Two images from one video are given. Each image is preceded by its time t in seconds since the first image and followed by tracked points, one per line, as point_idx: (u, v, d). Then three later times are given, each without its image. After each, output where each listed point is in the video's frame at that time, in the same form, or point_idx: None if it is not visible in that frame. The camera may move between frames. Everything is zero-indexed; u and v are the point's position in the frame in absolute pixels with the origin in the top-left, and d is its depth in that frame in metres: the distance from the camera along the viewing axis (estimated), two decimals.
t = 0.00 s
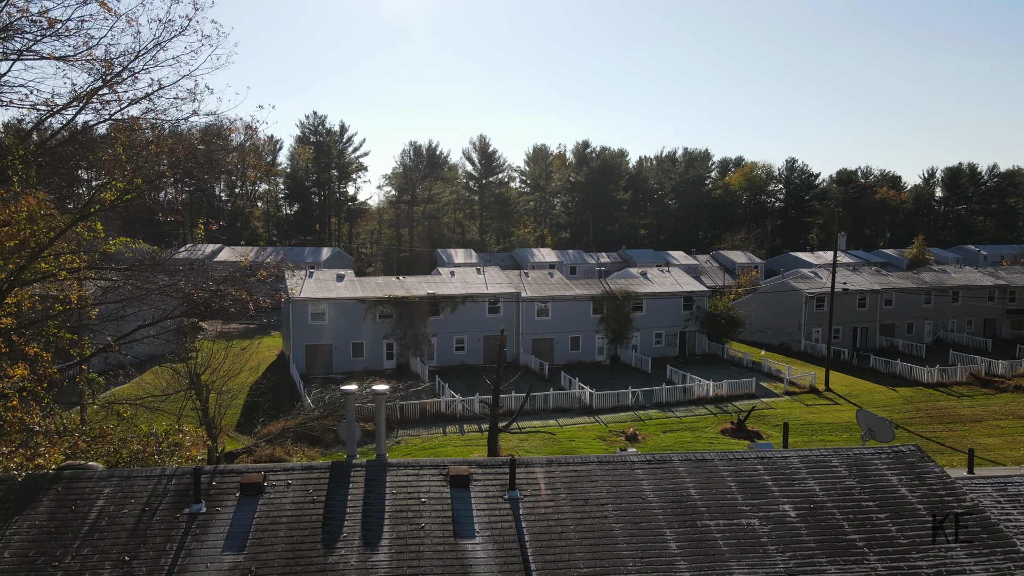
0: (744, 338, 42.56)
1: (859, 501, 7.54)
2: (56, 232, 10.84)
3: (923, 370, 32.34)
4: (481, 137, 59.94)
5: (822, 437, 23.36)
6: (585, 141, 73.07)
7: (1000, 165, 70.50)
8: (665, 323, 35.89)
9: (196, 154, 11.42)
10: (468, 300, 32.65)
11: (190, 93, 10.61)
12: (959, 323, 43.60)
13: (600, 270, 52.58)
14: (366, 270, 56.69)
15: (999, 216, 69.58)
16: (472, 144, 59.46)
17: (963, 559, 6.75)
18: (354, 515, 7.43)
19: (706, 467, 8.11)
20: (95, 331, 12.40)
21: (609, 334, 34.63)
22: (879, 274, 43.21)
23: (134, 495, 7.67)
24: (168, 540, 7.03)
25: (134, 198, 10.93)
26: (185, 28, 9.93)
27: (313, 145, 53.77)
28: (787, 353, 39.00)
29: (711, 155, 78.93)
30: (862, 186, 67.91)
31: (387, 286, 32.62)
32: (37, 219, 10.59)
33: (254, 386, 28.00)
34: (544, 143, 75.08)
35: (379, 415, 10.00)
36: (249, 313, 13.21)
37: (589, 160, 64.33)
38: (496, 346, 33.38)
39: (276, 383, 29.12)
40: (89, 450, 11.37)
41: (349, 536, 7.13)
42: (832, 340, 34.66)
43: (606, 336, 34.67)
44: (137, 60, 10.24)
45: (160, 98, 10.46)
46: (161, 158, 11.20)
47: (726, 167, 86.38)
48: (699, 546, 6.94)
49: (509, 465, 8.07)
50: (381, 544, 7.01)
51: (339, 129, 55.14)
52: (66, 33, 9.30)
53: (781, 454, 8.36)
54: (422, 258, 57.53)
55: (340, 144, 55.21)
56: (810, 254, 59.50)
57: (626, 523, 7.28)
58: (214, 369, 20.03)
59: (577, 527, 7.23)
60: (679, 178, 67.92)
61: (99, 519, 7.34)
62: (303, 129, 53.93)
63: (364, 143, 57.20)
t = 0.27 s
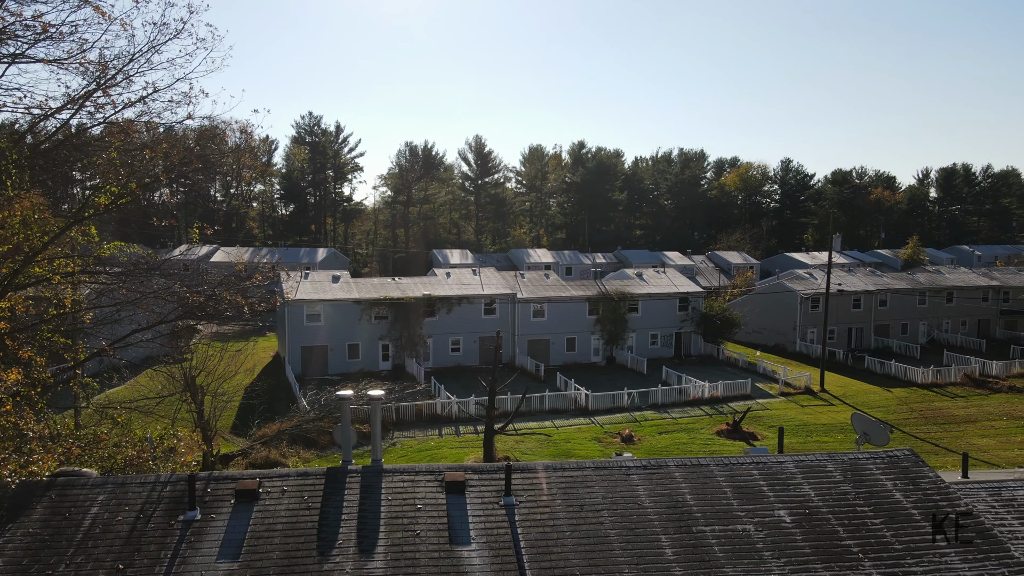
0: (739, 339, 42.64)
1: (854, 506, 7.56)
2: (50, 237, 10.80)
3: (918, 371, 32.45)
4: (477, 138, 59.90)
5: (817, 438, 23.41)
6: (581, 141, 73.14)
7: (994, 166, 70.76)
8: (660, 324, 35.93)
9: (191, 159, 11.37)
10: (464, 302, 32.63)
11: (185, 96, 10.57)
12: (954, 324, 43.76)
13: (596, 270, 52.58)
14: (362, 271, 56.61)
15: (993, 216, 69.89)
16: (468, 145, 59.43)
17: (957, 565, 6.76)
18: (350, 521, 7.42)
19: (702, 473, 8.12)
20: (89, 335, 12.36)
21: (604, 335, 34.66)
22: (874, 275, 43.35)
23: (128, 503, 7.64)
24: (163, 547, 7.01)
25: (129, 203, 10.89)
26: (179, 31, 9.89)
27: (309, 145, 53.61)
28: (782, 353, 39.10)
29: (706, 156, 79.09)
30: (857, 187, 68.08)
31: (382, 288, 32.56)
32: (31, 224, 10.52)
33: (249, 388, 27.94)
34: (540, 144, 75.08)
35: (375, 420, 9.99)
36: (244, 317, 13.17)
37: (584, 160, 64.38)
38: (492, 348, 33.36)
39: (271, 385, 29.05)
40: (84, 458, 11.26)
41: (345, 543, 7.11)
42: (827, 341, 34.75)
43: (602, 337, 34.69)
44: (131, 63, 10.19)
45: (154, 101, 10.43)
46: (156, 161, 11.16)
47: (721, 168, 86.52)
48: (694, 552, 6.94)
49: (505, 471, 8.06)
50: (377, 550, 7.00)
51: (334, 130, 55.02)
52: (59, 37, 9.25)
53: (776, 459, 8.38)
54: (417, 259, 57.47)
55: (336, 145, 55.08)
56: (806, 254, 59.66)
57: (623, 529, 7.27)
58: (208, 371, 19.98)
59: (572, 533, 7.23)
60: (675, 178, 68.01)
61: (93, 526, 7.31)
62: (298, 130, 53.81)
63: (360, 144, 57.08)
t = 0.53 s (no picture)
0: (733, 339, 42.76)
1: (847, 511, 7.59)
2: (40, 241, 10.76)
3: (911, 371, 32.60)
4: (471, 138, 59.88)
5: (810, 438, 23.49)
6: (575, 142, 73.24)
7: (986, 166, 71.17)
8: (654, 325, 36.00)
9: (185, 163, 11.31)
10: (458, 303, 32.61)
11: (178, 100, 10.55)
12: (946, 324, 43.99)
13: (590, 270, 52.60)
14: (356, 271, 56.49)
15: (985, 216, 70.33)
16: (462, 145, 59.40)
17: (950, 570, 6.79)
18: (344, 528, 7.40)
19: (697, 478, 8.14)
20: (81, 339, 12.29)
21: (599, 336, 34.69)
22: (867, 275, 43.53)
23: (120, 510, 7.60)
24: (155, 556, 6.98)
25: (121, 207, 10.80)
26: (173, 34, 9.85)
27: (303, 145, 53.43)
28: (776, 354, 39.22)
29: (700, 156, 79.31)
30: (850, 187, 68.35)
31: (377, 289, 32.52)
32: (22, 228, 10.49)
33: (243, 389, 27.85)
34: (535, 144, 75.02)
35: (369, 425, 9.98)
36: (238, 320, 13.12)
37: (579, 160, 64.45)
38: (486, 349, 33.34)
39: (265, 386, 28.96)
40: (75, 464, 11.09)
41: (339, 550, 7.10)
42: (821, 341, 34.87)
43: (596, 337, 34.72)
44: (124, 65, 10.13)
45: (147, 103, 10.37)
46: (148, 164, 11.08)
47: (715, 168, 86.76)
48: (689, 558, 6.95)
49: (499, 477, 8.06)
50: (371, 558, 6.99)
51: (328, 130, 54.90)
52: (52, 40, 9.18)
53: (770, 464, 8.40)
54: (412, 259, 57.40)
55: (330, 145, 54.94)
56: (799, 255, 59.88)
57: (617, 535, 7.28)
58: (202, 373, 19.90)
59: (567, 539, 7.23)
60: (669, 178, 68.14)
61: (85, 534, 7.27)
62: (292, 130, 53.66)
63: (354, 144, 56.96)
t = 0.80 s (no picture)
0: (727, 340, 42.87)
1: (841, 515, 7.61)
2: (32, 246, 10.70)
3: (903, 372, 32.77)
4: (465, 138, 59.80)
5: (803, 439, 23.57)
6: (569, 142, 73.25)
7: (978, 167, 71.62)
8: (648, 326, 36.05)
9: (178, 166, 11.27)
10: (452, 304, 32.58)
11: (171, 103, 10.50)
12: (938, 324, 44.23)
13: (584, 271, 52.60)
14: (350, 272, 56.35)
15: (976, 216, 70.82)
16: (456, 145, 59.34)
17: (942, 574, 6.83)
18: (338, 535, 7.38)
19: (691, 483, 8.15)
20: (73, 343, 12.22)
21: (592, 337, 34.72)
22: (860, 276, 43.72)
23: (113, 517, 7.56)
24: (148, 564, 6.95)
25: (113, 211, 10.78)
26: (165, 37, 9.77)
27: (296, 146, 53.26)
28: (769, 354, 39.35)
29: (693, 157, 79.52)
30: (843, 188, 68.62)
31: (371, 290, 32.45)
32: (14, 233, 10.46)
33: (236, 391, 27.75)
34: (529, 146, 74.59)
35: (363, 429, 9.96)
36: (230, 323, 13.06)
37: (573, 161, 64.50)
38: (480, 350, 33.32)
39: (259, 388, 28.85)
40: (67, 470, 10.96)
41: (333, 557, 7.08)
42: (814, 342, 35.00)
43: (590, 338, 34.74)
44: (116, 68, 10.06)
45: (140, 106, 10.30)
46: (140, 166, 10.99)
47: (709, 168, 87.01)
48: (683, 564, 6.97)
49: (493, 483, 8.05)
50: (365, 565, 6.97)
51: (322, 130, 54.75)
52: (43, 43, 9.11)
53: (764, 468, 8.43)
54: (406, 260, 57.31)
55: (324, 145, 54.77)
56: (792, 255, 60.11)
57: (611, 541, 7.29)
58: (194, 376, 19.82)
59: (561, 546, 7.23)
60: (662, 179, 68.26)
61: (77, 542, 7.23)
62: (285, 130, 53.47)
63: (348, 144, 56.82)
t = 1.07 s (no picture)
0: (716, 340, 43.05)
1: (829, 519, 7.64)
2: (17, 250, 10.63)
3: (890, 371, 33.03)
4: (454, 138, 59.72)
5: (792, 439, 23.70)
6: (559, 143, 73.33)
7: (964, 167, 72.32)
8: (638, 326, 36.14)
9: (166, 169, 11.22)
10: (442, 305, 32.51)
11: (160, 105, 10.40)
12: (925, 324, 44.63)
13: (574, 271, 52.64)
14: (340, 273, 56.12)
15: (962, 216, 71.60)
16: (446, 145, 59.22)
17: None
18: (327, 541, 7.35)
19: (680, 487, 8.17)
20: (59, 347, 12.08)
21: (582, 337, 34.75)
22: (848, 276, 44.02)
23: (99, 525, 7.49)
24: (136, 572, 6.88)
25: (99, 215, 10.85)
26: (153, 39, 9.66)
27: (285, 145, 52.99)
28: (758, 354, 39.56)
29: (683, 157, 79.86)
30: (831, 188, 69.08)
31: (360, 291, 32.33)
32: None
33: (224, 393, 27.56)
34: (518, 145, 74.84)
35: (352, 434, 9.90)
36: (219, 326, 12.96)
37: (562, 161, 64.60)
38: (470, 351, 33.28)
39: (247, 390, 28.68)
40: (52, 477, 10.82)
41: (323, 564, 7.04)
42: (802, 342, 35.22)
43: (580, 339, 34.78)
44: (103, 69, 9.94)
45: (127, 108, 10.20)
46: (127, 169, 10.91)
47: (698, 168, 87.45)
48: (673, 569, 6.98)
49: (483, 488, 8.05)
50: (355, 572, 6.94)
51: (311, 130, 54.47)
52: (29, 45, 8.99)
53: (753, 472, 8.46)
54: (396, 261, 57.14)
55: (313, 145, 54.51)
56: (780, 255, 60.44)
57: (601, 546, 7.29)
58: (182, 378, 19.67)
59: (551, 551, 7.23)
60: (652, 179, 68.46)
61: (63, 551, 7.16)
62: (274, 130, 53.15)
63: (337, 144, 56.61)
